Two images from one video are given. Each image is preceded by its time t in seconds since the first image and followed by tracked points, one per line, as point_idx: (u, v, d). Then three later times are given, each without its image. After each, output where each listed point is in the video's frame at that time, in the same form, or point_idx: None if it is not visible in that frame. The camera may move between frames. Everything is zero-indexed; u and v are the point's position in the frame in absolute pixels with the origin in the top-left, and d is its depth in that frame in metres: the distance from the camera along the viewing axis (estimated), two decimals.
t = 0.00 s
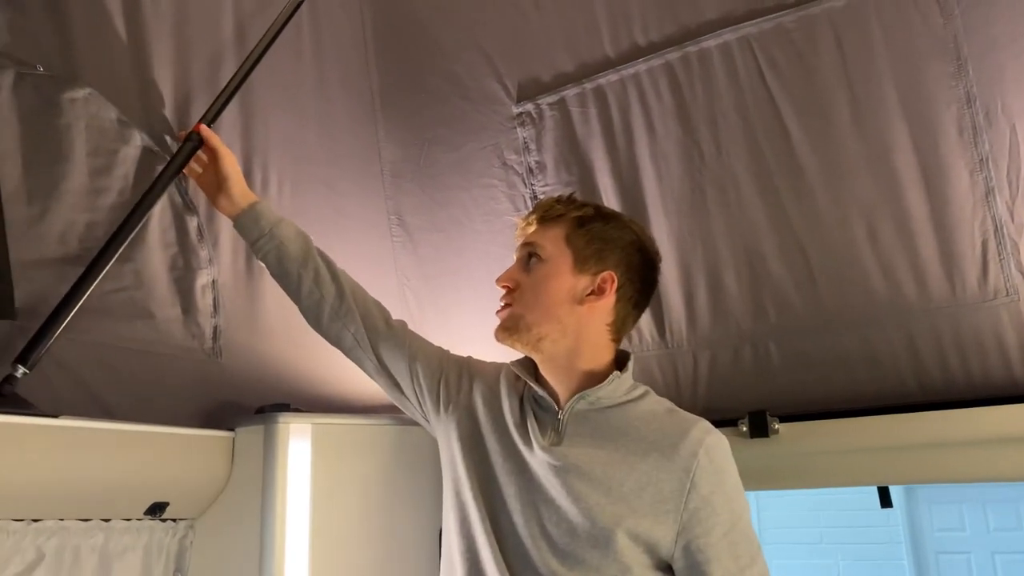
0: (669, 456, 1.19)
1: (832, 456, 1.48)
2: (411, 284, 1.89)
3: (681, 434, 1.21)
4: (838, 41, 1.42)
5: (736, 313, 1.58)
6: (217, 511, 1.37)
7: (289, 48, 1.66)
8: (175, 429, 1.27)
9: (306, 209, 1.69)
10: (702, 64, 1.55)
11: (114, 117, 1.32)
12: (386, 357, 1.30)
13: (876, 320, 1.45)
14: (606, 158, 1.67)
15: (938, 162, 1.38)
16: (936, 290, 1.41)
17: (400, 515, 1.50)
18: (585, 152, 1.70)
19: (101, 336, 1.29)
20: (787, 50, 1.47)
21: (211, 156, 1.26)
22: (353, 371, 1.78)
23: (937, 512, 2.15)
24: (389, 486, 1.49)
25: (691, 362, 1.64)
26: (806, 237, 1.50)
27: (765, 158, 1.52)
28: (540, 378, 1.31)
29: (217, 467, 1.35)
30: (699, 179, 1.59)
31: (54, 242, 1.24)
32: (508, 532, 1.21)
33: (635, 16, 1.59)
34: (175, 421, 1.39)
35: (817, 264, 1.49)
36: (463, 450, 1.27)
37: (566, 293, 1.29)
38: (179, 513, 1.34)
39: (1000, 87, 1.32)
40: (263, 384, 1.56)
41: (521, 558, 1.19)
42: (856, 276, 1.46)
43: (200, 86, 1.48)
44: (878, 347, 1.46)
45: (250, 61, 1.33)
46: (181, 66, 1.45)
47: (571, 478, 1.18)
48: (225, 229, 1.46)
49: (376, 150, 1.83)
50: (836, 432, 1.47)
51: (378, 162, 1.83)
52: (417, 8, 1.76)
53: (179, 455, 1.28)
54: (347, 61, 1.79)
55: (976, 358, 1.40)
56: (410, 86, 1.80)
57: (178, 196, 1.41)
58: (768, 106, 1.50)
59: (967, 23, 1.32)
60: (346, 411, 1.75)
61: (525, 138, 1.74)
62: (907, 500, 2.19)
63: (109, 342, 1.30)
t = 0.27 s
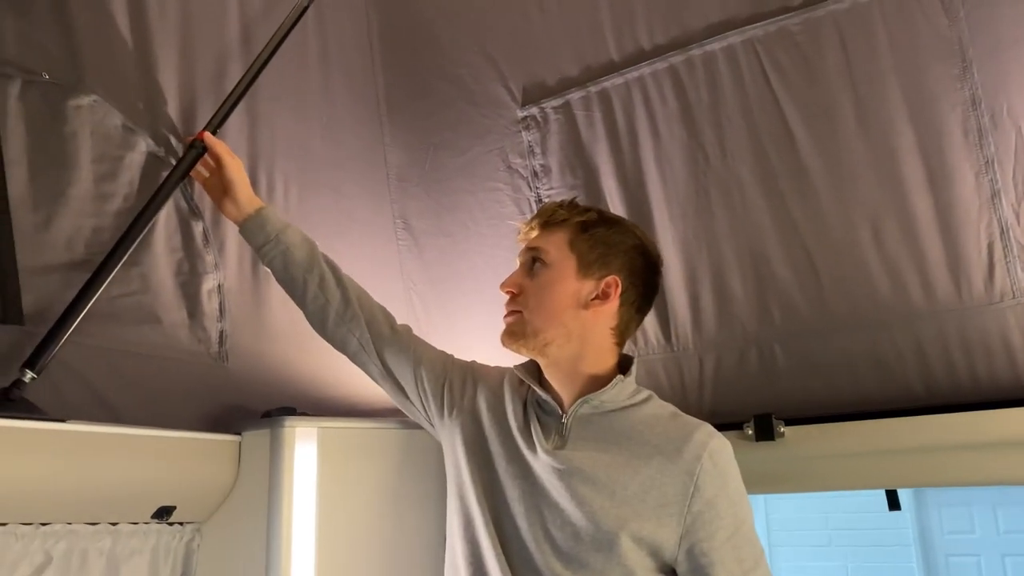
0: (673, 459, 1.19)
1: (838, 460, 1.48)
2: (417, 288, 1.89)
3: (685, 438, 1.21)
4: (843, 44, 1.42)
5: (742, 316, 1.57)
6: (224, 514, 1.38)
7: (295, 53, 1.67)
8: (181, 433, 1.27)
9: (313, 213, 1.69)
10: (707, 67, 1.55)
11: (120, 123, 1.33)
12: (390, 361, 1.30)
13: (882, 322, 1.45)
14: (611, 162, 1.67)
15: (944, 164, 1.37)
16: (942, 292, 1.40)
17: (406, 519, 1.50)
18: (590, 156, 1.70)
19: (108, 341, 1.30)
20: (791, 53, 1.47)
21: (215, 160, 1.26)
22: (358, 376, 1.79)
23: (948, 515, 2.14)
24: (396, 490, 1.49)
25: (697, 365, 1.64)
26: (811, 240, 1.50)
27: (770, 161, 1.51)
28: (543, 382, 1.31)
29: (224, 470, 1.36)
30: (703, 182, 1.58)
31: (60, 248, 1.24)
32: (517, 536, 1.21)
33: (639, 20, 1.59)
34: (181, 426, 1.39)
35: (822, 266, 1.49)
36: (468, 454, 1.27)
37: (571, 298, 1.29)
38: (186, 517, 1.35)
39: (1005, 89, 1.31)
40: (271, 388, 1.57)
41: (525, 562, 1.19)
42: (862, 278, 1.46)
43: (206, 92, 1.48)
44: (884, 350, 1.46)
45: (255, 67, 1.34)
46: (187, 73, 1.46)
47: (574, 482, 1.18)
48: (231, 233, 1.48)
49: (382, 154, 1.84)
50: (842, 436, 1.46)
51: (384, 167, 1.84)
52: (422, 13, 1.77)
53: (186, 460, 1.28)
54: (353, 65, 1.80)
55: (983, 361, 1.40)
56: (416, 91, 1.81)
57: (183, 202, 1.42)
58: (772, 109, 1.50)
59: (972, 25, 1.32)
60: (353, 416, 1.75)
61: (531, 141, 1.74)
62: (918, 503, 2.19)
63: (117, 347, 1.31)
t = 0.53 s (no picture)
0: (682, 461, 1.19)
1: (846, 463, 1.47)
2: (423, 292, 1.90)
3: (693, 440, 1.22)
4: (849, 46, 1.42)
5: (749, 318, 1.57)
6: (231, 517, 1.38)
7: (302, 57, 1.68)
8: (189, 436, 1.28)
9: (319, 217, 1.70)
10: (713, 69, 1.55)
11: (127, 128, 1.33)
12: (398, 364, 1.30)
13: (890, 324, 1.45)
14: (617, 164, 1.67)
15: (951, 166, 1.37)
16: (950, 294, 1.40)
17: (412, 522, 1.50)
18: (596, 158, 1.70)
19: (117, 344, 1.30)
20: (798, 55, 1.46)
21: (222, 165, 1.27)
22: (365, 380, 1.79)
23: (957, 517, 2.14)
24: (402, 493, 1.49)
25: (704, 368, 1.64)
26: (818, 242, 1.49)
27: (777, 163, 1.51)
28: (552, 385, 1.31)
29: (231, 473, 1.36)
30: (710, 185, 1.58)
31: (69, 251, 1.24)
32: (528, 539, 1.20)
33: (645, 22, 1.60)
34: (189, 429, 1.40)
35: (829, 268, 1.49)
36: (475, 458, 1.27)
37: (607, 312, 1.29)
38: (193, 520, 1.35)
39: (1012, 90, 1.31)
40: (278, 390, 1.58)
41: (533, 564, 1.18)
42: (869, 280, 1.45)
43: (213, 97, 1.49)
44: (891, 352, 1.45)
45: (262, 71, 1.35)
46: (195, 77, 1.46)
47: (583, 483, 1.18)
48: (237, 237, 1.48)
49: (388, 158, 1.85)
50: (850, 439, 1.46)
51: (391, 170, 1.85)
52: (428, 16, 1.77)
53: (193, 463, 1.29)
54: (359, 69, 1.80)
55: (991, 362, 1.39)
56: (422, 94, 1.82)
57: (191, 206, 1.43)
58: (779, 111, 1.50)
59: (979, 27, 1.32)
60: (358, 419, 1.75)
61: (536, 144, 1.75)
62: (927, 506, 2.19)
63: (125, 351, 1.31)
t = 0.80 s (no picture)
0: (691, 463, 1.19)
1: (854, 466, 1.46)
2: (429, 294, 1.91)
3: (701, 442, 1.21)
4: (855, 47, 1.41)
5: (755, 320, 1.57)
6: (238, 520, 1.38)
7: (307, 61, 1.68)
8: (196, 439, 1.28)
9: (325, 220, 1.70)
10: (718, 71, 1.54)
11: (134, 133, 1.34)
12: (404, 367, 1.31)
13: (897, 326, 1.44)
14: (622, 167, 1.67)
15: (958, 168, 1.36)
16: (957, 296, 1.39)
17: (418, 525, 1.50)
18: (601, 161, 1.70)
19: (124, 348, 1.30)
20: (803, 57, 1.46)
21: (228, 169, 1.27)
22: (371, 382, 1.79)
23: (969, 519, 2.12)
24: (409, 495, 1.49)
25: (710, 370, 1.63)
26: (824, 244, 1.49)
27: (782, 165, 1.51)
28: (560, 387, 1.31)
29: (237, 476, 1.36)
30: (715, 187, 1.58)
31: (76, 256, 1.25)
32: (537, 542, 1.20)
33: (650, 25, 1.59)
34: (196, 432, 1.40)
35: (835, 270, 1.48)
36: (483, 461, 1.27)
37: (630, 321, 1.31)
38: (200, 523, 1.36)
39: (1019, 92, 1.31)
40: (285, 394, 1.58)
41: (542, 567, 1.18)
42: (875, 282, 1.45)
43: (219, 101, 1.50)
44: (899, 354, 1.45)
45: (268, 74, 1.35)
46: (201, 82, 1.47)
47: (592, 485, 1.18)
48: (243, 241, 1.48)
49: (394, 161, 1.85)
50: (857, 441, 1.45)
51: (396, 173, 1.85)
52: (433, 20, 1.78)
53: (200, 466, 1.29)
54: (364, 73, 1.80)
55: (999, 365, 1.38)
56: (427, 97, 1.82)
57: (197, 210, 1.43)
58: (784, 114, 1.49)
59: (985, 28, 1.31)
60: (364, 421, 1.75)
61: (541, 147, 1.74)
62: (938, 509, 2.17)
63: (133, 355, 1.31)
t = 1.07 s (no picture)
0: (696, 467, 1.19)
1: (860, 470, 1.45)
2: (433, 297, 1.91)
3: (707, 446, 1.21)
4: (859, 50, 1.41)
5: (759, 323, 1.57)
6: (243, 524, 1.39)
7: (311, 66, 1.69)
8: (202, 444, 1.29)
9: (330, 223, 1.70)
10: (722, 75, 1.54)
11: (139, 138, 1.34)
12: (409, 372, 1.31)
13: (902, 330, 1.44)
14: (627, 170, 1.67)
15: (962, 171, 1.36)
16: (962, 299, 1.39)
17: (424, 528, 1.50)
18: (605, 164, 1.70)
19: (130, 353, 1.30)
20: (807, 60, 1.46)
21: (234, 174, 1.27)
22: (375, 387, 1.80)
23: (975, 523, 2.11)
24: (414, 499, 1.49)
25: (715, 374, 1.63)
26: (828, 247, 1.49)
27: (787, 168, 1.51)
28: (564, 391, 1.31)
29: (242, 480, 1.36)
30: (720, 190, 1.58)
31: (82, 261, 1.25)
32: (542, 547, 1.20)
33: (654, 29, 1.60)
34: (201, 435, 1.40)
35: (841, 274, 1.48)
36: (488, 466, 1.27)
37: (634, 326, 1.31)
38: (205, 527, 1.36)
39: None
40: (290, 398, 1.59)
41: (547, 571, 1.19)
42: (880, 285, 1.45)
43: (224, 107, 1.50)
44: (904, 358, 1.44)
45: (275, 75, 1.36)
46: (206, 87, 1.47)
47: (597, 489, 1.18)
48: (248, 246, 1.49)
49: (399, 165, 1.86)
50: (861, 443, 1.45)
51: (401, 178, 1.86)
52: (437, 24, 1.78)
53: (205, 470, 1.29)
54: (369, 77, 1.81)
55: (1005, 368, 1.38)
56: (431, 101, 1.82)
57: (202, 215, 1.44)
58: (789, 117, 1.49)
59: (990, 31, 1.31)
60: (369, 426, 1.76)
61: (546, 150, 1.75)
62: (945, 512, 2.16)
63: (138, 359, 1.32)
